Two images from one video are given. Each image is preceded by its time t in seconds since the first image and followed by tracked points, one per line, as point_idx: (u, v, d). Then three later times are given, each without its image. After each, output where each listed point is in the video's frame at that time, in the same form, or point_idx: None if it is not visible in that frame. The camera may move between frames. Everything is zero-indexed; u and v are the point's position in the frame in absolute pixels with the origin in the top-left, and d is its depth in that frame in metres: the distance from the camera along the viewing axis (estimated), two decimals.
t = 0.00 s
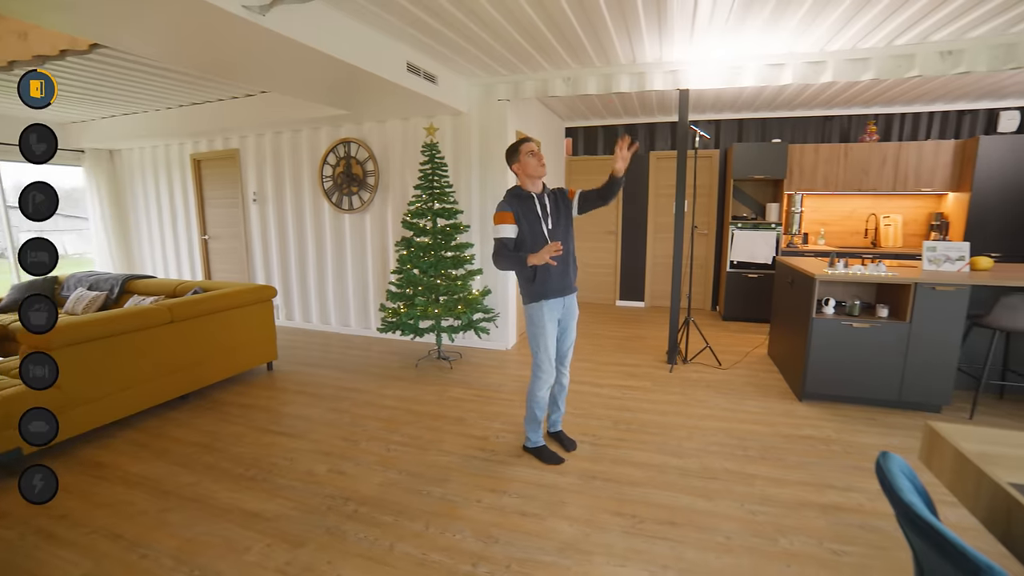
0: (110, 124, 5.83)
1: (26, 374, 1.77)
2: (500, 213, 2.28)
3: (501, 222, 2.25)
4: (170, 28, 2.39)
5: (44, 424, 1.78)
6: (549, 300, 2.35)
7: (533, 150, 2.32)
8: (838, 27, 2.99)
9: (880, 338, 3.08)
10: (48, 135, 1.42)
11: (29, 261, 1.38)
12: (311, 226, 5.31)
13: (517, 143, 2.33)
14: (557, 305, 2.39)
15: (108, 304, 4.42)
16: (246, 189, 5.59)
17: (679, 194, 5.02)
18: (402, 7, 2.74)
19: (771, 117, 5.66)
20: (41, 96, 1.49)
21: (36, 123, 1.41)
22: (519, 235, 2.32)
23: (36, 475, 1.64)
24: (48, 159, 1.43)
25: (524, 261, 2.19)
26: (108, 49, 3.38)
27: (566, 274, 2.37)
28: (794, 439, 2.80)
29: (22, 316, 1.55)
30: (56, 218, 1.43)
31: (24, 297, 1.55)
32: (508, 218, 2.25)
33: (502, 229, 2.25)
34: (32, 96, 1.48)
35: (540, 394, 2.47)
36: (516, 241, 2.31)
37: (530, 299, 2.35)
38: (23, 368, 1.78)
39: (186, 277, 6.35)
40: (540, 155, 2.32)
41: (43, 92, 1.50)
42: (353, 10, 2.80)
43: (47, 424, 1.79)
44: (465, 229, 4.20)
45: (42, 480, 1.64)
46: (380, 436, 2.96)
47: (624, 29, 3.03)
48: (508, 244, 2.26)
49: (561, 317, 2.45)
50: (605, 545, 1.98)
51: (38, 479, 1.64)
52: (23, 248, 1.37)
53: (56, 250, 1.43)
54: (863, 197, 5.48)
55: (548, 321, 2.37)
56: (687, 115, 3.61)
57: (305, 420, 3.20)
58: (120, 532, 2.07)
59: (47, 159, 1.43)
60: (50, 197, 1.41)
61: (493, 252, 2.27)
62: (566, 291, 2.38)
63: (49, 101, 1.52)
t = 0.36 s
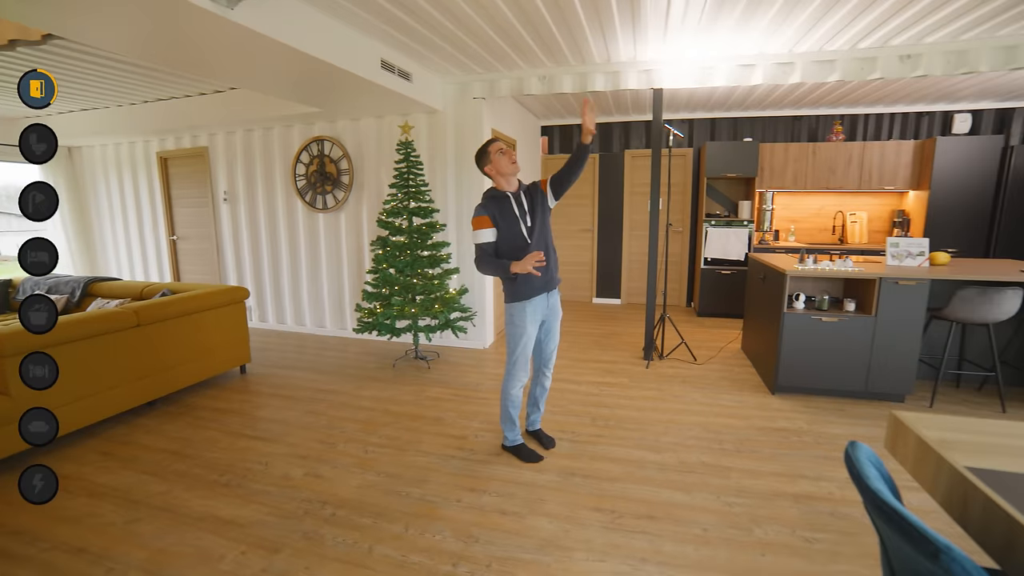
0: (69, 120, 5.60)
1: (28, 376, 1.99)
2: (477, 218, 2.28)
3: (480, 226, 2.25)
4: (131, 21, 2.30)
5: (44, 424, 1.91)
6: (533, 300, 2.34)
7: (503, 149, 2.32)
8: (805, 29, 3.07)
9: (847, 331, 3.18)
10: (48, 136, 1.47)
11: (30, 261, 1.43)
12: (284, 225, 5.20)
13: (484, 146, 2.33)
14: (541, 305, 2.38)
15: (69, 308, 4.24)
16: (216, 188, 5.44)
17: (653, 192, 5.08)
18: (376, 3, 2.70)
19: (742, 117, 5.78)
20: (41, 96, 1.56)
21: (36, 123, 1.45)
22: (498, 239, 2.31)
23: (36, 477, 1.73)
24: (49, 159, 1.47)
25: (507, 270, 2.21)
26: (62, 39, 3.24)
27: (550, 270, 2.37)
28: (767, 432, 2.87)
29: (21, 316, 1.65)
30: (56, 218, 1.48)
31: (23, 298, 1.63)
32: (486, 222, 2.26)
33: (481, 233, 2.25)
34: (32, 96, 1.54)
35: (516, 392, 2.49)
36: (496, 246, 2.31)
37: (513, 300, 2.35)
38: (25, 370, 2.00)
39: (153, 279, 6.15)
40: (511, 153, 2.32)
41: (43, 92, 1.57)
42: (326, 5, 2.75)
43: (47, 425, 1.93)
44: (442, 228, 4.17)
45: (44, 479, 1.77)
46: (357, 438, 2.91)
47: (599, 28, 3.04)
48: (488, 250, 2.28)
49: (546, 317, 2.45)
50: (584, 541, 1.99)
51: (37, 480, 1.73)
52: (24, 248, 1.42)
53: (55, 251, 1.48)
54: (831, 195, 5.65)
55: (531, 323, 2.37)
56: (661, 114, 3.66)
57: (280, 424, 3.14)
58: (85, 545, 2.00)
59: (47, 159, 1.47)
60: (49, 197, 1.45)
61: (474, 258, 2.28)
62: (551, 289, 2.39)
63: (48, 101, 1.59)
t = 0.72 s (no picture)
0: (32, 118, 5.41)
1: (27, 375, 2.21)
2: (452, 223, 2.34)
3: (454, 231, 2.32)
4: (98, 17, 2.23)
5: (45, 424, 2.05)
6: (508, 302, 2.34)
7: (476, 151, 2.30)
8: (777, 33, 3.14)
9: (820, 328, 3.26)
10: (47, 136, 1.62)
11: (30, 260, 1.57)
12: (260, 227, 5.11)
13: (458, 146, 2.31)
14: (517, 306, 2.37)
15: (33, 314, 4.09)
16: (189, 188, 5.31)
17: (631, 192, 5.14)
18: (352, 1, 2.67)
19: (718, 119, 5.88)
20: (41, 96, 1.70)
21: (36, 124, 1.61)
22: (474, 242, 2.35)
23: (37, 476, 1.90)
24: (47, 158, 1.63)
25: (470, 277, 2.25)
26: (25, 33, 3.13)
27: (522, 269, 2.33)
28: (744, 428, 2.92)
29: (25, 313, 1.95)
30: (54, 216, 1.66)
31: (25, 300, 1.94)
32: (461, 227, 2.32)
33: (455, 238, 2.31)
34: (32, 96, 1.67)
35: (492, 393, 2.48)
36: (472, 249, 2.36)
37: (489, 301, 2.35)
38: (26, 369, 2.23)
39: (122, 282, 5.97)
40: (480, 155, 2.30)
41: (43, 93, 1.70)
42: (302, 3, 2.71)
43: (48, 424, 2.07)
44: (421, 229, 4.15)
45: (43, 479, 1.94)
46: (336, 443, 2.87)
47: (576, 30, 3.06)
48: (463, 254, 2.33)
49: (526, 319, 2.45)
50: (566, 541, 1.99)
51: (38, 479, 1.91)
52: (25, 248, 1.56)
53: (54, 250, 1.62)
54: (804, 196, 5.79)
55: (508, 325, 2.36)
56: (639, 115, 3.70)
57: (257, 429, 3.07)
58: (50, 561, 1.92)
59: (47, 158, 1.63)
60: (48, 198, 1.65)
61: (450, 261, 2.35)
62: (530, 290, 2.38)
63: (47, 101, 1.72)
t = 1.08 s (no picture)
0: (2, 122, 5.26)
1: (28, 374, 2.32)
2: (433, 232, 2.33)
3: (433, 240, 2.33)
4: (71, 21, 2.18)
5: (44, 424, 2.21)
6: (489, 310, 2.33)
7: (458, 159, 2.30)
8: (754, 44, 3.21)
9: (799, 333, 3.31)
10: (47, 135, 1.73)
11: (30, 259, 1.68)
12: (239, 235, 5.02)
13: (439, 154, 2.31)
14: (498, 315, 2.36)
15: None
16: (166, 196, 5.20)
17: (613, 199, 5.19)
18: (333, 7, 2.64)
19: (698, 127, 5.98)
20: (41, 96, 1.81)
21: (38, 125, 1.71)
22: (455, 251, 2.35)
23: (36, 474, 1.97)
24: (47, 157, 1.73)
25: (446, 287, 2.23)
26: None
27: (503, 277, 2.33)
28: (727, 433, 2.94)
29: (25, 315, 2.06)
30: (53, 216, 1.76)
31: (26, 300, 2.04)
32: (442, 236, 2.32)
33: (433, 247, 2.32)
34: (32, 96, 1.79)
35: (472, 402, 2.47)
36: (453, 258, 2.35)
37: (470, 310, 2.34)
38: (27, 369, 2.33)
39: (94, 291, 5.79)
40: (456, 164, 2.29)
41: (42, 93, 1.81)
42: (282, 9, 2.68)
43: (46, 425, 2.22)
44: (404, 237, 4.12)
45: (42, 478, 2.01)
46: (317, 454, 2.81)
47: (558, 39, 3.09)
48: (445, 263, 2.33)
49: (508, 327, 2.44)
50: (552, 551, 1.97)
51: (38, 480, 1.97)
52: (26, 249, 1.68)
53: (53, 250, 1.73)
54: (782, 203, 5.90)
55: (489, 334, 2.35)
56: (620, 123, 3.74)
57: (235, 441, 2.99)
58: None
59: (46, 157, 1.74)
60: (47, 197, 1.74)
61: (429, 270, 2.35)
62: (511, 298, 2.38)
63: (47, 100, 1.83)
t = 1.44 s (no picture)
0: None
1: (26, 376, 1.94)
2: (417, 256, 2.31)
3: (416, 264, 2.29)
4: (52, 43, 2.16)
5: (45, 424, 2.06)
6: (474, 334, 2.32)
7: (442, 182, 2.30)
8: (732, 71, 3.31)
9: (783, 353, 3.34)
10: (47, 136, 1.58)
11: (31, 260, 1.57)
12: (221, 257, 4.95)
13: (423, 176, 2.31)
14: (483, 339, 2.35)
15: None
16: (146, 217, 5.13)
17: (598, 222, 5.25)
18: (320, 32, 2.68)
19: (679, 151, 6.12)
20: (41, 96, 1.65)
21: (36, 125, 1.56)
22: (440, 275, 2.33)
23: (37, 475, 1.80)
24: (47, 158, 1.58)
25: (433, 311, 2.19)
26: None
27: (489, 300, 2.33)
28: (715, 455, 2.93)
29: (22, 316, 1.62)
30: (54, 216, 1.59)
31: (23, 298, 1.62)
32: (427, 259, 2.29)
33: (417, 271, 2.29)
34: (32, 95, 1.63)
35: (458, 427, 2.42)
36: (438, 282, 2.34)
37: (455, 334, 2.32)
38: (24, 369, 1.95)
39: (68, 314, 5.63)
40: (440, 187, 2.30)
41: (42, 92, 1.65)
42: (268, 34, 2.70)
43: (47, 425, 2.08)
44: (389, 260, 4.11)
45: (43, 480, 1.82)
46: (298, 483, 2.73)
47: (542, 64, 3.16)
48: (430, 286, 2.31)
49: (493, 350, 2.42)
50: None
51: (39, 479, 1.80)
52: (25, 249, 1.56)
53: (54, 250, 1.62)
54: (762, 225, 6.03)
55: (475, 358, 2.33)
56: (604, 147, 3.81)
57: (212, 470, 2.89)
58: None
59: (46, 158, 1.58)
60: (48, 197, 1.59)
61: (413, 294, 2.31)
62: (495, 322, 2.38)
63: (47, 101, 1.67)
